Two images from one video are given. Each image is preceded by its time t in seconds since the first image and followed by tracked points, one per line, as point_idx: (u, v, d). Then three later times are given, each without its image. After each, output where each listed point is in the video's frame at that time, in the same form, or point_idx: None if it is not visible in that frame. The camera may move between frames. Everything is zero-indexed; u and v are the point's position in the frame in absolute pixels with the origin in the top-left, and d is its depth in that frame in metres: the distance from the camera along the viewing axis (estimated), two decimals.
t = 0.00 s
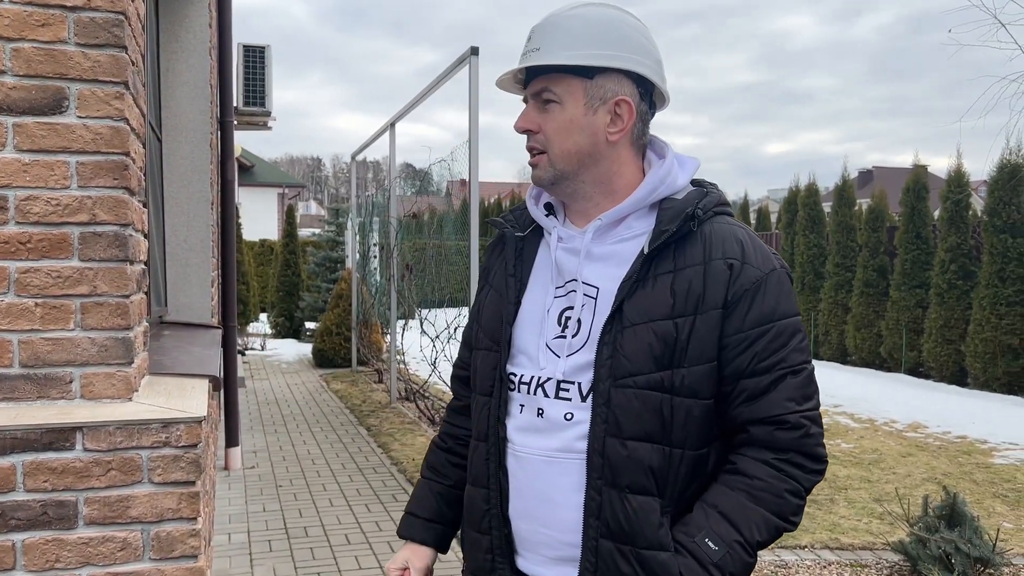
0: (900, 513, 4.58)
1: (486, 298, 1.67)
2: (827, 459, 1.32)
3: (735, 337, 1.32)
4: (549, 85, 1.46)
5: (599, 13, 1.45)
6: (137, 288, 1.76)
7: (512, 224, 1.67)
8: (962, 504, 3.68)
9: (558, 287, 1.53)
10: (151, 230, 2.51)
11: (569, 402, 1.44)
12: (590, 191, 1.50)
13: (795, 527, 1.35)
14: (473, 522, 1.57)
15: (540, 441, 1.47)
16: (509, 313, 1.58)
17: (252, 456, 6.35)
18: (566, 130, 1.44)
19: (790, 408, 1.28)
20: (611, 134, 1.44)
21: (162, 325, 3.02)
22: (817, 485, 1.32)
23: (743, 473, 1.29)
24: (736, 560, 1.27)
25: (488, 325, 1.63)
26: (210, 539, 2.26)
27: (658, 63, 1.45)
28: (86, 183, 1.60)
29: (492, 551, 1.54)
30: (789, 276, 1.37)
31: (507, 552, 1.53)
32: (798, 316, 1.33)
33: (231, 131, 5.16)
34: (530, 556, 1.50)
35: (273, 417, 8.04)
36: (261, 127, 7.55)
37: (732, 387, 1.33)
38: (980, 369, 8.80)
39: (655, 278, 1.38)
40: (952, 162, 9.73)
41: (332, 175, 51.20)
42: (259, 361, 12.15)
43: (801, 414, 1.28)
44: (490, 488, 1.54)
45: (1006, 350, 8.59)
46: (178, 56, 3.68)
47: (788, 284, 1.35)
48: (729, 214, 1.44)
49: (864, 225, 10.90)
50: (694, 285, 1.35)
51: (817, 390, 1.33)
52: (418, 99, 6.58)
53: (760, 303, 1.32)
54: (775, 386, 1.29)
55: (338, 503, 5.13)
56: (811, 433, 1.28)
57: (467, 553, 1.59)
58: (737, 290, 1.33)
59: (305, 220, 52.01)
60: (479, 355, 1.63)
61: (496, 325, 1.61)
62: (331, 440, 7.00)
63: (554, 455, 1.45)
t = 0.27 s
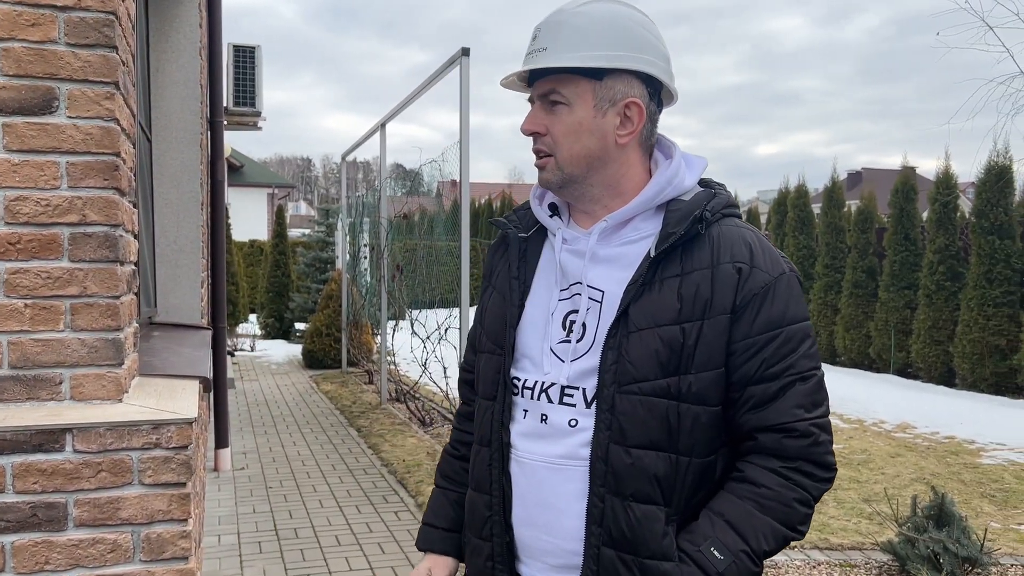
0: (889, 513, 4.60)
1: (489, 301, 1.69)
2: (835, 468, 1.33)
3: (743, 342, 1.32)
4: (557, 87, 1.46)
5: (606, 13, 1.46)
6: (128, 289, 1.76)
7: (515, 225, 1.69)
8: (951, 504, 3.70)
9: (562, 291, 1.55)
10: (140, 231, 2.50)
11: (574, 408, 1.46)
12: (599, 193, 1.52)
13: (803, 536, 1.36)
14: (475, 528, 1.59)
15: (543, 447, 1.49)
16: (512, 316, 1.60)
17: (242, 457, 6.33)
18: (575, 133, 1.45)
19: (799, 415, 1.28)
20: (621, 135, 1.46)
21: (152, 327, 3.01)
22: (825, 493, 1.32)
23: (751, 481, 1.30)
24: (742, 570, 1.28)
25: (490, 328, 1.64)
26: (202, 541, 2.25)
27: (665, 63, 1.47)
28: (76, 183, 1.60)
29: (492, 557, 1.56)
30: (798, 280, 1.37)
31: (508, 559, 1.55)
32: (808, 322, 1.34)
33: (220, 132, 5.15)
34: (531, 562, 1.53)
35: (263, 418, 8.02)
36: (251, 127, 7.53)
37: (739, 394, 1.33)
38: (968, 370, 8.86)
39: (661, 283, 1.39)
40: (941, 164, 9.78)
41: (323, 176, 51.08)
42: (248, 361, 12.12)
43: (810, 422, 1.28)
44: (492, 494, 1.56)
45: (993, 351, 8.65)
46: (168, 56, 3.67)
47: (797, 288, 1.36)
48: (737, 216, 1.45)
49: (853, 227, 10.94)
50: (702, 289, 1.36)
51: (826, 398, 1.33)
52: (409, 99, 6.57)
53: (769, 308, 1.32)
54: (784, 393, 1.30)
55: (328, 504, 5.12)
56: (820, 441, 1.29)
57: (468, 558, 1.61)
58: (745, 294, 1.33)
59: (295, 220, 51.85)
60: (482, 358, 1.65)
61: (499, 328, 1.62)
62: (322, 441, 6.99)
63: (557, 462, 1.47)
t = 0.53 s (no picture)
0: (876, 513, 4.63)
1: (487, 303, 1.71)
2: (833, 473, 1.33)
3: (739, 346, 1.33)
4: (593, 84, 1.46)
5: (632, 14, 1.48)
6: (116, 290, 1.75)
7: (513, 227, 1.71)
8: (937, 504, 3.73)
9: (558, 292, 1.56)
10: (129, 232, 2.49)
11: (567, 411, 1.46)
12: (616, 195, 1.53)
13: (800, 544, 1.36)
14: (471, 531, 1.61)
15: (536, 450, 1.50)
16: (508, 318, 1.61)
17: (229, 459, 6.31)
18: (611, 132, 1.46)
19: (795, 420, 1.28)
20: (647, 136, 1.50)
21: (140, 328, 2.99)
22: (822, 499, 1.32)
23: (745, 487, 1.30)
24: None
25: (487, 331, 1.67)
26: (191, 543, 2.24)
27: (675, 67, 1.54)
28: (64, 183, 1.59)
29: (487, 561, 1.58)
30: (796, 282, 1.37)
31: (502, 563, 1.56)
32: (805, 325, 1.33)
33: (208, 132, 5.13)
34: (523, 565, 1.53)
35: (251, 420, 7.98)
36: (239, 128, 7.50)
37: (735, 398, 1.34)
38: (953, 371, 8.92)
39: (656, 285, 1.40)
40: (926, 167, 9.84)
41: (310, 177, 50.94)
42: (236, 363, 12.07)
43: (806, 427, 1.28)
44: (486, 498, 1.58)
45: (978, 352, 8.71)
46: (156, 56, 3.66)
47: (795, 291, 1.36)
48: (735, 218, 1.45)
49: (840, 228, 11.00)
50: (697, 291, 1.36)
51: (824, 402, 1.33)
52: (397, 100, 6.57)
53: (765, 312, 1.32)
54: (779, 398, 1.30)
55: (316, 506, 5.10)
56: (816, 447, 1.29)
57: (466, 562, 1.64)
58: (742, 297, 1.34)
59: (283, 221, 51.69)
60: (480, 361, 1.68)
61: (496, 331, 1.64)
62: (310, 443, 6.97)
63: (548, 465, 1.48)
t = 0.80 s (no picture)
0: (860, 513, 4.66)
1: (477, 307, 1.71)
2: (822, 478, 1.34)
3: (729, 351, 1.34)
4: (600, 87, 1.48)
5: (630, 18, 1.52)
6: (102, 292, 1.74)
7: (502, 229, 1.72)
8: (920, 505, 3.76)
9: (548, 296, 1.56)
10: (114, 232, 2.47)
11: (557, 415, 1.47)
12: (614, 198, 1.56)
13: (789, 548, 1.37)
14: (460, 535, 1.62)
15: (525, 453, 1.51)
16: (497, 322, 1.62)
17: (215, 461, 6.28)
18: (617, 135, 1.49)
19: (784, 425, 1.29)
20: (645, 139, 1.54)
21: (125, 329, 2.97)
22: (811, 504, 1.33)
23: (734, 492, 1.31)
24: None
25: (477, 334, 1.67)
26: (176, 546, 2.23)
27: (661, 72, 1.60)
28: (50, 185, 1.58)
29: (475, 565, 1.59)
30: (785, 288, 1.38)
31: (490, 567, 1.57)
32: (795, 330, 1.34)
33: (193, 132, 5.11)
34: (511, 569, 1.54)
35: (236, 422, 7.95)
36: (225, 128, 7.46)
37: (724, 403, 1.35)
38: (936, 372, 9.00)
39: (646, 290, 1.41)
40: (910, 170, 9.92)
41: (296, 177, 50.74)
42: (221, 364, 12.01)
43: (795, 433, 1.29)
44: (475, 501, 1.59)
45: (961, 354, 8.79)
46: (141, 56, 3.64)
47: (784, 296, 1.37)
48: (725, 223, 1.47)
49: (824, 231, 11.08)
50: (687, 296, 1.38)
51: (813, 407, 1.34)
52: (385, 101, 6.56)
53: (754, 317, 1.33)
54: (769, 402, 1.30)
55: (303, 508, 5.09)
56: (805, 452, 1.30)
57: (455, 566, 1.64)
58: (732, 302, 1.35)
59: (269, 222, 51.48)
60: (469, 364, 1.68)
61: (485, 335, 1.65)
62: (296, 445, 6.95)
63: (537, 469, 1.48)
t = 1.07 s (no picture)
0: (844, 514, 4.70)
1: (465, 309, 1.72)
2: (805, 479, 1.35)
3: (715, 353, 1.35)
4: (591, 91, 1.49)
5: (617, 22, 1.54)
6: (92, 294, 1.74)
7: (490, 232, 1.72)
8: (904, 505, 3.80)
9: (536, 298, 1.58)
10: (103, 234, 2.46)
11: (544, 416, 1.48)
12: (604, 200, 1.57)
13: (773, 548, 1.38)
14: (446, 535, 1.63)
15: (512, 454, 1.52)
16: (485, 324, 1.62)
17: (199, 464, 6.25)
18: (608, 138, 1.50)
19: (769, 426, 1.30)
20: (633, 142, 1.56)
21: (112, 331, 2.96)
22: (794, 505, 1.35)
23: (719, 491, 1.32)
24: None
25: (464, 335, 1.68)
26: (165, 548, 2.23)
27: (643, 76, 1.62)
28: (41, 187, 1.58)
29: (461, 565, 1.59)
30: (770, 292, 1.40)
31: (476, 567, 1.58)
32: (780, 333, 1.36)
33: (179, 133, 5.08)
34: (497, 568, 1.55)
35: (220, 424, 7.91)
36: (209, 129, 7.42)
37: (710, 405, 1.36)
38: (919, 373, 9.08)
39: (634, 293, 1.42)
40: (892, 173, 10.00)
41: (279, 179, 50.50)
42: (205, 366, 11.95)
43: (779, 433, 1.31)
44: (462, 502, 1.60)
45: (943, 355, 8.88)
46: (128, 57, 3.63)
47: (769, 300, 1.39)
48: (711, 227, 1.48)
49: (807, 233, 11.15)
50: (674, 300, 1.39)
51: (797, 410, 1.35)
52: (370, 103, 6.55)
53: (739, 320, 1.35)
54: (754, 404, 1.32)
55: (288, 510, 5.07)
56: (789, 453, 1.31)
57: (441, 565, 1.65)
58: (717, 305, 1.36)
59: (252, 223, 51.23)
60: (455, 365, 1.69)
61: (473, 336, 1.66)
62: (281, 447, 6.92)
63: (524, 469, 1.49)
